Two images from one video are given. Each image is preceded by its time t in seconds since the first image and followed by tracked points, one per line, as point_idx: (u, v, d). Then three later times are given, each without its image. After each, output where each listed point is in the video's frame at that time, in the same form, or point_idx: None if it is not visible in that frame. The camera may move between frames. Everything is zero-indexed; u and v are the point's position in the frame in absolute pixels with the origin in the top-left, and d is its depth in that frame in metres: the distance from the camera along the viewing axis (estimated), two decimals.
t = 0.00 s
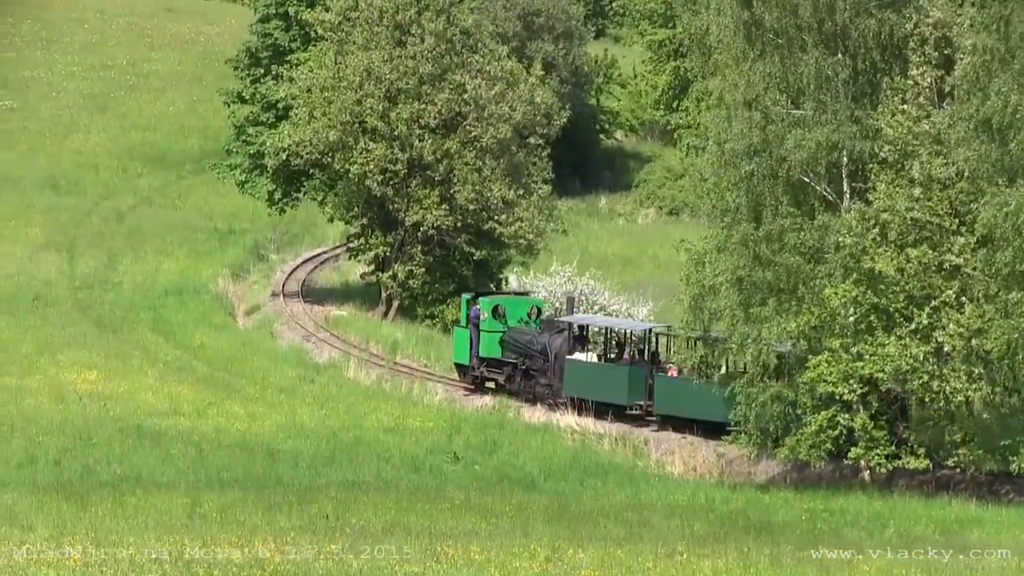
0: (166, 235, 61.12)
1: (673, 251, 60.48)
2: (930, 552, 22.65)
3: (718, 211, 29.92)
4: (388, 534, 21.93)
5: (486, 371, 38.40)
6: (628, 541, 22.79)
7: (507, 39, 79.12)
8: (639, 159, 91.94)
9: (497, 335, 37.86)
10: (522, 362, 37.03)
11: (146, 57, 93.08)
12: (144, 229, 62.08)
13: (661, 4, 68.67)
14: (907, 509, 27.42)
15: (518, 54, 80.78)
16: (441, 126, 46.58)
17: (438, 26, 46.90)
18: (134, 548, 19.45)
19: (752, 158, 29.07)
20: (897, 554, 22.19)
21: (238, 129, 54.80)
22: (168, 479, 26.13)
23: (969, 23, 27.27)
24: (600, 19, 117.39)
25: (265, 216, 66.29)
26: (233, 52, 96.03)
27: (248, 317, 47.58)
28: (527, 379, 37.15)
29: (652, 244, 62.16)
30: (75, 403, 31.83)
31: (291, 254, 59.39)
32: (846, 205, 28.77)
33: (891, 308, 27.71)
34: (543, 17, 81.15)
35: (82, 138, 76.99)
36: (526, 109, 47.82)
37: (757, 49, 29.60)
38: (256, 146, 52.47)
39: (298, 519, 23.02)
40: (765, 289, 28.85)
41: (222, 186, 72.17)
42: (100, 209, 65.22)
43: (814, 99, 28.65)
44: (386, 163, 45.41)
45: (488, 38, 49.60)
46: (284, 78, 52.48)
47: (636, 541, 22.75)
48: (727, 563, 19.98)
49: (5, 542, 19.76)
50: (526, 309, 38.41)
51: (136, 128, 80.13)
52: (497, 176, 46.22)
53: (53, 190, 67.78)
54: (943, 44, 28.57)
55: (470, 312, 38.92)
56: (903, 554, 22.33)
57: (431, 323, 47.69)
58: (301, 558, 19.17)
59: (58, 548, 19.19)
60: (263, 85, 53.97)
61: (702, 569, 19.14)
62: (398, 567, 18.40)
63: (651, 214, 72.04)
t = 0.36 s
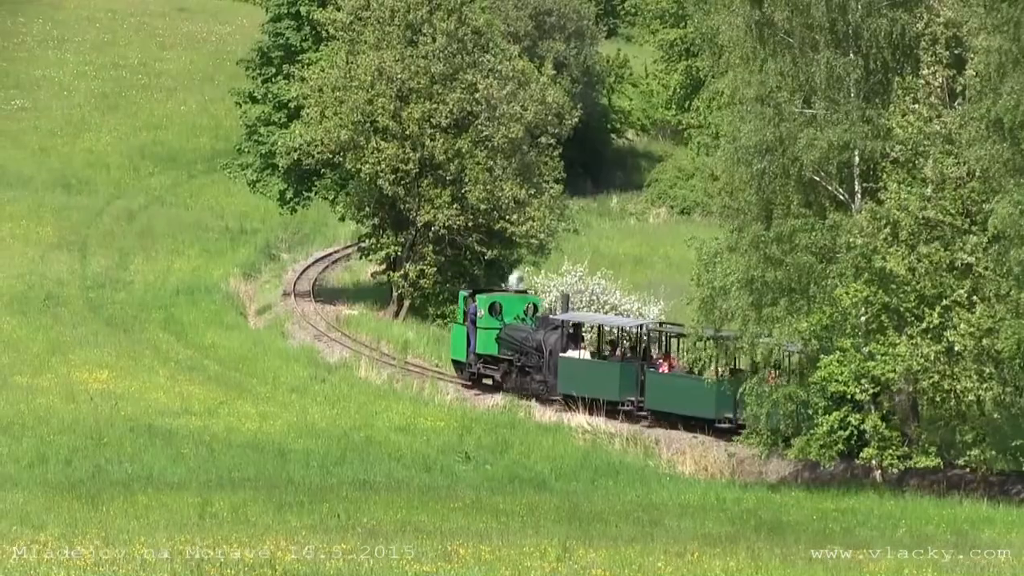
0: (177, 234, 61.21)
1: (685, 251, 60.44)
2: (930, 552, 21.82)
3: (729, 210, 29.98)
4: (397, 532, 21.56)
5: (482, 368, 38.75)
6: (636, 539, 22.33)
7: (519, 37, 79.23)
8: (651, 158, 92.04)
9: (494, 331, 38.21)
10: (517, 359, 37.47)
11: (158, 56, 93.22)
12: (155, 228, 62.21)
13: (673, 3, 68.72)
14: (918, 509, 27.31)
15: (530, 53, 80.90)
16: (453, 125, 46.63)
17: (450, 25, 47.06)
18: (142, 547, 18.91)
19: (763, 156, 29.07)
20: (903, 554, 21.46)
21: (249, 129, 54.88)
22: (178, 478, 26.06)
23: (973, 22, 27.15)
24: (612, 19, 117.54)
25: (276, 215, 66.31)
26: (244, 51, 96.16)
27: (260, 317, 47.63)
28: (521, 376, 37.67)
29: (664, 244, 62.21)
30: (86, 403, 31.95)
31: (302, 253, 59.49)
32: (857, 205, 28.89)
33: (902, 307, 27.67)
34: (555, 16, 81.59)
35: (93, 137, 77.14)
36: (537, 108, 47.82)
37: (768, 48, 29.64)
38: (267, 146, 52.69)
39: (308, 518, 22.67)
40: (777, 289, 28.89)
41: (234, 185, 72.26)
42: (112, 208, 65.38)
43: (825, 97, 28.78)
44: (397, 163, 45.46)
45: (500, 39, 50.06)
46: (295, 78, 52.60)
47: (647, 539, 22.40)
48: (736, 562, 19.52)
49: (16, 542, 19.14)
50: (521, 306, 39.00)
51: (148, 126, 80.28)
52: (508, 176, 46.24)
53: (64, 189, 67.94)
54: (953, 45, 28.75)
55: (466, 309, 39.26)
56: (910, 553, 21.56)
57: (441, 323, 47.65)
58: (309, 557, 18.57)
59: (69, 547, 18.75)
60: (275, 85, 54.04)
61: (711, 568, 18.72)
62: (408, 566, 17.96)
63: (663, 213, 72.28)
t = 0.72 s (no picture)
0: (180, 233, 61.21)
1: (688, 250, 60.41)
2: (929, 553, 21.63)
3: (733, 208, 29.94)
4: (401, 531, 21.54)
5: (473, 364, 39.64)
6: (638, 539, 22.17)
7: (522, 37, 79.28)
8: (653, 157, 92.15)
9: (482, 327, 39.19)
10: (505, 355, 38.41)
11: (161, 55, 93.27)
12: (158, 227, 62.25)
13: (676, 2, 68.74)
14: (921, 508, 27.28)
15: (533, 52, 80.94)
16: (456, 124, 46.57)
17: (453, 25, 47.02)
18: (145, 548, 18.84)
19: (767, 153, 28.92)
20: (902, 554, 21.29)
21: (252, 128, 54.86)
22: (182, 477, 26.01)
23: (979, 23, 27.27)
24: (615, 18, 117.54)
25: (279, 214, 66.35)
26: (247, 50, 96.10)
27: (263, 317, 47.58)
28: (509, 372, 38.55)
29: (667, 242, 62.32)
30: (89, 402, 31.96)
31: (305, 252, 59.60)
32: (861, 204, 28.91)
33: (905, 306, 27.65)
34: (558, 15, 81.68)
35: (96, 136, 77.12)
36: (540, 107, 47.98)
37: (771, 47, 29.67)
38: (270, 145, 52.71)
39: (312, 517, 22.65)
40: (781, 288, 28.84)
41: (237, 184, 72.31)
42: (114, 207, 65.44)
43: (827, 96, 28.77)
44: (400, 162, 45.39)
45: (503, 38, 50.12)
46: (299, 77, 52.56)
47: (651, 538, 22.35)
48: (740, 561, 19.54)
49: (17, 542, 19.10)
50: (511, 302, 39.86)
51: (151, 125, 80.28)
52: (511, 175, 46.20)
53: (67, 189, 67.94)
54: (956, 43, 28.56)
55: (457, 305, 40.19)
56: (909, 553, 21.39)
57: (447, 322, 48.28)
58: (311, 557, 18.48)
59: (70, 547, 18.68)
60: (279, 84, 54.20)
61: (715, 567, 18.76)
62: (413, 565, 17.93)
63: (665, 212, 72.40)
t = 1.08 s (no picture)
0: (183, 232, 61.21)
1: (693, 249, 60.39)
2: (929, 552, 21.42)
3: (738, 207, 29.80)
4: (405, 530, 21.47)
5: (463, 359, 40.29)
6: (643, 538, 22.05)
7: (526, 35, 79.26)
8: (657, 156, 92.14)
9: (472, 324, 39.87)
10: (494, 351, 39.00)
11: (165, 54, 93.25)
12: (161, 225, 62.27)
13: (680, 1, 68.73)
14: (925, 507, 27.25)
15: (537, 51, 80.92)
16: (460, 123, 46.61)
17: (457, 23, 47.11)
18: (148, 547, 18.71)
19: (772, 152, 28.91)
20: (904, 554, 21.13)
21: (256, 127, 54.86)
22: (186, 475, 25.95)
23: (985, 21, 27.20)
24: (619, 16, 117.47)
25: (283, 212, 66.35)
26: (251, 49, 96.04)
27: (267, 316, 47.53)
28: (498, 368, 39.14)
29: (672, 241, 62.30)
30: (93, 401, 31.95)
31: (309, 250, 59.66)
32: (866, 203, 28.92)
33: (910, 305, 27.63)
34: (562, 14, 81.66)
35: (100, 135, 77.12)
36: (543, 106, 48.35)
37: (775, 48, 29.69)
38: (274, 144, 52.83)
39: (315, 516, 22.59)
40: (785, 287, 28.85)
41: (241, 183, 72.31)
42: (118, 206, 65.46)
43: (833, 94, 28.80)
44: (404, 160, 45.40)
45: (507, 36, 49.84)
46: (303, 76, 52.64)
47: (657, 538, 22.26)
48: (745, 560, 19.42)
49: (21, 542, 18.99)
50: (500, 298, 40.58)
51: (155, 123, 80.27)
52: (515, 173, 46.16)
53: (71, 187, 67.93)
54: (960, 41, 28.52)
55: (446, 301, 40.69)
56: (912, 553, 21.22)
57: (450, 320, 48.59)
58: (314, 556, 18.34)
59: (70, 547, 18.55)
60: (283, 82, 54.27)
61: (720, 567, 18.66)
62: (417, 564, 17.81)
63: (669, 211, 72.33)
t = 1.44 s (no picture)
0: (187, 231, 61.24)
1: (697, 248, 60.39)
2: (930, 552, 21.31)
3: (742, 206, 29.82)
4: (409, 530, 21.41)
5: (453, 356, 40.73)
6: (648, 538, 21.98)
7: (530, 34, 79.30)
8: (661, 155, 92.16)
9: (463, 320, 40.33)
10: (484, 347, 39.47)
11: (169, 53, 93.27)
12: (163, 224, 62.29)
13: None
14: (929, 506, 27.25)
15: (541, 50, 80.95)
16: (464, 122, 46.59)
17: (461, 23, 47.12)
18: (151, 546, 18.64)
19: (776, 152, 28.96)
20: (906, 554, 21.04)
21: (260, 126, 54.98)
22: (190, 474, 25.92)
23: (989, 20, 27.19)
24: (623, 16, 117.53)
25: (287, 211, 66.38)
26: (255, 48, 96.07)
27: (271, 316, 47.50)
28: (488, 364, 39.56)
29: (676, 241, 62.32)
30: (97, 400, 31.97)
31: (313, 249, 59.73)
32: (869, 202, 28.94)
33: (914, 304, 27.60)
34: (567, 14, 81.70)
35: (104, 134, 77.18)
36: (548, 106, 47.65)
37: (778, 47, 29.88)
38: (278, 143, 53.00)
39: (319, 515, 22.55)
40: (789, 286, 28.93)
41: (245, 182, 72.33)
42: (121, 205, 65.50)
43: (838, 93, 28.87)
44: (409, 160, 45.64)
45: (511, 35, 49.60)
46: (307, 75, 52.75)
47: (661, 537, 22.20)
48: (748, 559, 19.35)
49: (25, 541, 18.94)
50: (490, 295, 41.19)
51: (159, 122, 80.32)
52: (519, 172, 46.08)
53: (75, 186, 67.97)
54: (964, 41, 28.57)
55: (437, 298, 41.26)
56: (914, 553, 21.16)
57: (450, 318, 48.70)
58: (317, 557, 18.25)
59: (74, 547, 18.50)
60: (286, 81, 54.33)
61: (722, 566, 18.59)
62: (420, 564, 17.71)
63: (673, 209, 72.29)
